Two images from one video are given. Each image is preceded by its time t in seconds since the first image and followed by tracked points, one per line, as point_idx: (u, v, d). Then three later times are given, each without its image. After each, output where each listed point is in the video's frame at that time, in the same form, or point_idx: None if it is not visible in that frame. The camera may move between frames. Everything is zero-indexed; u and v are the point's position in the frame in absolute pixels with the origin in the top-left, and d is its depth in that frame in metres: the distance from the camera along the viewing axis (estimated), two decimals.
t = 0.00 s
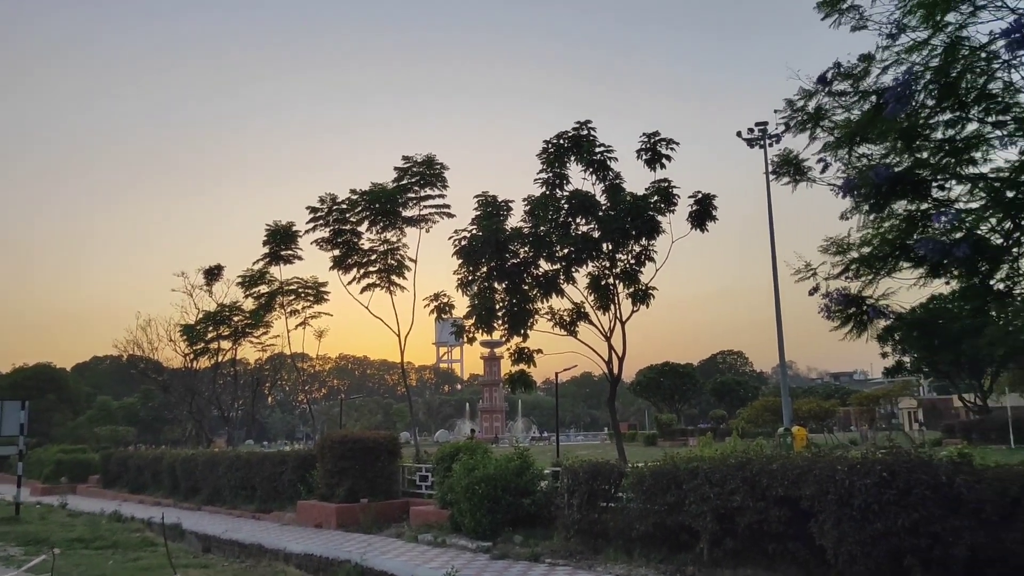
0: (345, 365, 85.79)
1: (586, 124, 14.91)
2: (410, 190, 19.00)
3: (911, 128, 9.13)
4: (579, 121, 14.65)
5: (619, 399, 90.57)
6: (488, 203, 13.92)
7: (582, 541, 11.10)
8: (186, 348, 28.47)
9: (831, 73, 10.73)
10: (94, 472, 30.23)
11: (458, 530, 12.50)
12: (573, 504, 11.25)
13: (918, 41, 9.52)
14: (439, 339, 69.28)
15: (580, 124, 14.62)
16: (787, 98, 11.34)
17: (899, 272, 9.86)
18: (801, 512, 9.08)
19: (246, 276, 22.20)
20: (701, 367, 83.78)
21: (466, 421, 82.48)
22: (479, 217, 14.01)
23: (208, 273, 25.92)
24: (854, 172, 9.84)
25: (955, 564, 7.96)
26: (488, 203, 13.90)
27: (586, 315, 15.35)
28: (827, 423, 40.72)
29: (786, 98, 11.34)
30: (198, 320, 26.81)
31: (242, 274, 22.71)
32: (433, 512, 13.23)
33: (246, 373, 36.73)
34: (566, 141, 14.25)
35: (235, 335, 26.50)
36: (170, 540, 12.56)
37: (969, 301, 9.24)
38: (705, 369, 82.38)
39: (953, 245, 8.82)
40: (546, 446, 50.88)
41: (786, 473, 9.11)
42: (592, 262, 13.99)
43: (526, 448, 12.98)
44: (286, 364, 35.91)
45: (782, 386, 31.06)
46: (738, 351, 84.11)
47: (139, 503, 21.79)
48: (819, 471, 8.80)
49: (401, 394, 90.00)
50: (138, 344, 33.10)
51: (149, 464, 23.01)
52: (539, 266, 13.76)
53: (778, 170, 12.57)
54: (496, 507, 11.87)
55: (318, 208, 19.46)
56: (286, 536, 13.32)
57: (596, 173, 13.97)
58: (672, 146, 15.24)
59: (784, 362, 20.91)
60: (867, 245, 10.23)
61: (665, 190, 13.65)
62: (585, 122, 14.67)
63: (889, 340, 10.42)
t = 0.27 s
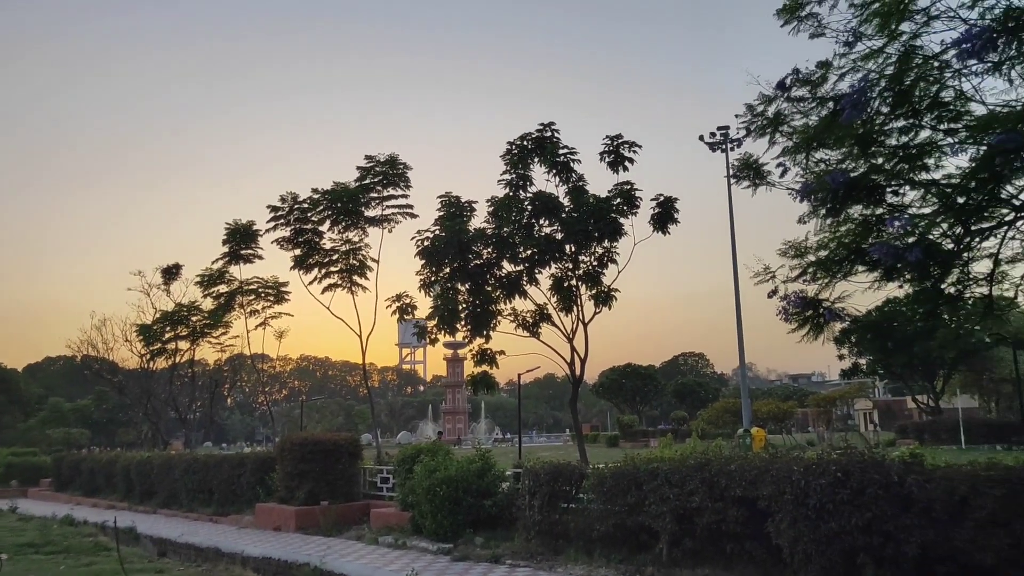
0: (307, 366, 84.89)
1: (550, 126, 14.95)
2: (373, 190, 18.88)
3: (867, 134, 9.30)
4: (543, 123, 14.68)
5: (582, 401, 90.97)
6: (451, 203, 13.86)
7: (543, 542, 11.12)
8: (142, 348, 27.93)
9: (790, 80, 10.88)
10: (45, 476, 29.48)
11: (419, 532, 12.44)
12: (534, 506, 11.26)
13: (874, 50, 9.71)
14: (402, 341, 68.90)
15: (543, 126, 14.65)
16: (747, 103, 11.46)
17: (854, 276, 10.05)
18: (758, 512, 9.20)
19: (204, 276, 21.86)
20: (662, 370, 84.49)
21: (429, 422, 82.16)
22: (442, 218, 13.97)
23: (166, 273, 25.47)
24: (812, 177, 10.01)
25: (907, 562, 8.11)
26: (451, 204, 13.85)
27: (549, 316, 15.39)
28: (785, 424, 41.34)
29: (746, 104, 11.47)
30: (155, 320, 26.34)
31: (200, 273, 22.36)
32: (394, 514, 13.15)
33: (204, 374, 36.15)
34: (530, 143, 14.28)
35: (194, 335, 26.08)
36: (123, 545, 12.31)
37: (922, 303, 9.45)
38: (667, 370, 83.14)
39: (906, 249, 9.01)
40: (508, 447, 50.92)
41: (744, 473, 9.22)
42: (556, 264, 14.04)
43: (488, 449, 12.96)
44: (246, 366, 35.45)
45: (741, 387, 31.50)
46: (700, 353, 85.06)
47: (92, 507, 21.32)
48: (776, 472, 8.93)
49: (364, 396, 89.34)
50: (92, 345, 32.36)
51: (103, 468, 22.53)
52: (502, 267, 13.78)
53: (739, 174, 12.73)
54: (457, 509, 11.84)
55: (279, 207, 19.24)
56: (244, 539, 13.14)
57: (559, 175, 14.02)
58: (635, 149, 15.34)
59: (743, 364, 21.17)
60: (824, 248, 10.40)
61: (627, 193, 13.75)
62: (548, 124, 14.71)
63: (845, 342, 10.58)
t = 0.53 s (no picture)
0: (270, 364, 83.98)
1: (516, 124, 14.96)
2: (337, 187, 18.73)
3: (826, 137, 9.44)
4: (509, 121, 14.69)
5: (547, 399, 91.28)
6: (416, 201, 13.80)
7: (506, 540, 11.12)
8: (100, 346, 27.40)
9: (753, 83, 11.01)
10: None
11: (381, 531, 12.38)
12: (497, 504, 11.26)
13: (834, 54, 9.86)
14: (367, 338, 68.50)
15: (509, 125, 14.65)
16: (711, 106, 11.57)
17: (813, 277, 10.20)
18: (718, 509, 9.30)
19: (164, 272, 21.51)
20: (627, 369, 85.06)
21: (394, 421, 81.80)
22: (406, 216, 13.90)
23: (125, 269, 25.02)
24: (773, 179, 10.14)
25: (861, 558, 8.24)
26: (416, 201, 13.78)
27: (514, 315, 15.41)
28: (746, 423, 41.89)
29: (710, 106, 11.58)
30: (114, 317, 25.86)
31: (160, 269, 22.00)
32: (356, 514, 13.07)
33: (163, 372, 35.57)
34: (496, 142, 14.27)
35: (153, 332, 25.66)
36: (78, 547, 12.07)
37: (878, 304, 9.63)
38: (633, 369, 83.79)
39: (862, 251, 9.17)
40: (472, 446, 50.90)
41: (705, 472, 9.32)
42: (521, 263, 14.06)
43: (452, 448, 12.94)
44: (207, 364, 34.96)
45: (703, 387, 31.82)
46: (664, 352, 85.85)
47: (46, 508, 20.87)
48: (736, 470, 9.04)
49: (328, 394, 88.65)
50: (48, 342, 31.67)
51: (58, 467, 22.06)
52: (467, 266, 13.76)
53: (702, 175, 12.85)
54: (420, 508, 11.79)
55: (242, 203, 19.00)
56: (203, 539, 12.96)
57: (525, 174, 14.04)
58: (601, 149, 15.41)
59: (706, 363, 21.41)
60: (785, 249, 10.54)
61: (592, 193, 13.81)
62: (514, 122, 14.71)
63: (805, 343, 10.72)
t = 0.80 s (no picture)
0: (230, 362, 82.84)
1: (481, 123, 14.95)
2: (299, 183, 18.55)
3: (785, 141, 9.59)
4: (474, 120, 14.68)
5: (510, 399, 91.37)
6: (379, 198, 13.71)
7: (466, 540, 11.10)
8: (53, 342, 26.78)
9: (716, 86, 11.13)
10: None
11: (340, 531, 12.28)
12: (458, 503, 11.24)
13: (794, 60, 10.01)
14: (329, 337, 67.92)
15: (474, 124, 14.64)
16: (674, 108, 11.68)
17: (772, 279, 10.34)
18: (676, 509, 9.38)
19: (120, 267, 21.10)
20: (590, 369, 85.48)
21: (357, 420, 81.24)
22: (370, 214, 13.81)
23: (79, 264, 24.49)
24: (734, 182, 10.27)
25: (815, 556, 8.36)
26: (379, 199, 13.69)
27: (477, 315, 15.40)
28: (706, 423, 42.39)
29: (673, 108, 11.68)
30: (67, 312, 25.29)
31: (116, 265, 21.58)
32: (316, 513, 12.95)
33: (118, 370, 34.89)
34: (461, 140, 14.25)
35: (108, 328, 25.15)
36: (27, 547, 11.79)
37: (834, 306, 9.81)
38: (596, 369, 84.30)
39: (819, 254, 9.34)
40: (433, 445, 50.77)
41: (664, 471, 9.41)
42: (484, 262, 14.06)
43: (413, 447, 12.88)
44: (163, 361, 34.39)
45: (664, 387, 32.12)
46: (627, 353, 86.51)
47: None
48: (694, 469, 9.14)
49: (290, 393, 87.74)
50: None
51: (8, 466, 21.51)
52: (430, 264, 13.74)
53: (665, 177, 12.97)
54: (380, 507, 11.72)
55: (201, 198, 18.72)
56: (157, 540, 12.73)
57: (489, 173, 14.05)
58: (565, 149, 15.47)
59: (667, 364, 21.63)
60: (744, 251, 10.67)
61: (556, 193, 13.86)
62: (479, 121, 14.70)
63: (763, 344, 10.84)
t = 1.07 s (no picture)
0: (190, 359, 81.62)
1: (448, 122, 14.91)
2: (262, 180, 18.34)
3: (747, 145, 9.72)
4: (440, 119, 14.63)
5: (475, 399, 91.33)
6: (344, 196, 13.60)
7: (427, 540, 11.07)
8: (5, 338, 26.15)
9: (681, 90, 11.23)
10: None
11: (300, 531, 12.17)
12: (419, 503, 11.20)
13: (757, 66, 10.14)
14: (291, 336, 67.26)
15: (441, 123, 14.60)
16: (640, 111, 11.75)
17: (734, 281, 10.45)
18: (637, 509, 9.45)
19: (76, 262, 20.67)
20: (553, 369, 85.78)
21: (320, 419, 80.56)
22: (334, 211, 13.70)
23: (34, 258, 23.94)
24: (698, 185, 10.38)
25: (771, 555, 8.48)
26: (343, 197, 13.58)
27: (441, 314, 15.35)
28: (668, 424, 42.80)
29: (639, 111, 11.76)
30: (21, 308, 24.71)
31: (73, 260, 21.13)
32: (276, 513, 12.81)
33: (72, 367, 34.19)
34: (427, 139, 14.20)
35: (64, 324, 24.63)
36: None
37: (794, 309, 9.96)
38: (560, 369, 84.65)
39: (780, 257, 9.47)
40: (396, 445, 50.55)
41: (625, 471, 9.47)
42: (449, 262, 14.03)
43: (376, 447, 12.81)
44: (121, 359, 33.77)
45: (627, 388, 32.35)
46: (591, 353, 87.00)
47: None
48: (655, 470, 9.22)
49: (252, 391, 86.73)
50: None
51: None
52: (395, 263, 13.69)
53: (630, 179, 13.05)
54: (341, 507, 11.64)
55: (161, 192, 18.41)
56: (112, 540, 12.50)
57: (455, 172, 14.03)
58: (532, 149, 15.49)
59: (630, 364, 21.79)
60: (707, 254, 10.76)
61: (522, 194, 13.88)
62: (446, 120, 14.66)
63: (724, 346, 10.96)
